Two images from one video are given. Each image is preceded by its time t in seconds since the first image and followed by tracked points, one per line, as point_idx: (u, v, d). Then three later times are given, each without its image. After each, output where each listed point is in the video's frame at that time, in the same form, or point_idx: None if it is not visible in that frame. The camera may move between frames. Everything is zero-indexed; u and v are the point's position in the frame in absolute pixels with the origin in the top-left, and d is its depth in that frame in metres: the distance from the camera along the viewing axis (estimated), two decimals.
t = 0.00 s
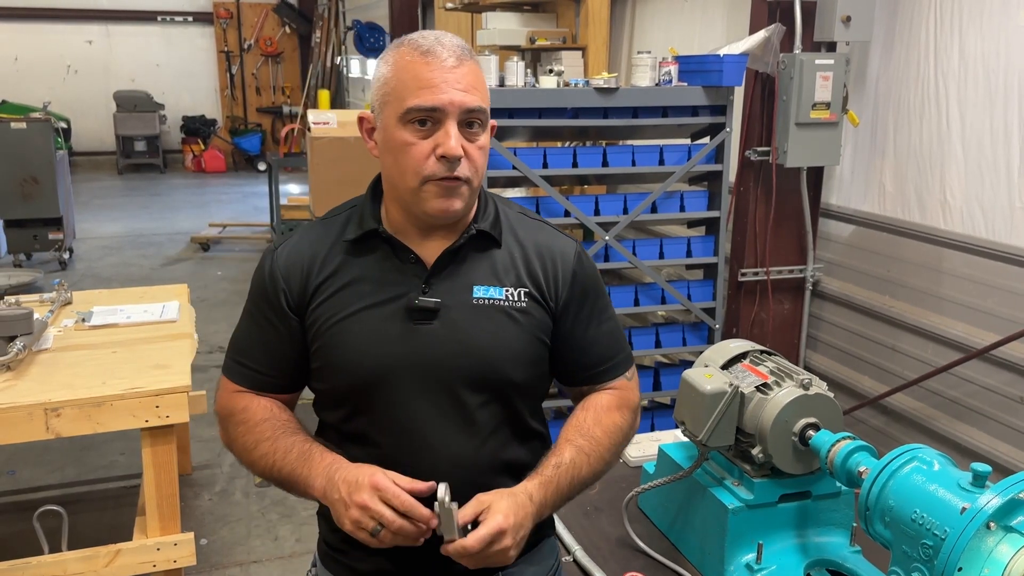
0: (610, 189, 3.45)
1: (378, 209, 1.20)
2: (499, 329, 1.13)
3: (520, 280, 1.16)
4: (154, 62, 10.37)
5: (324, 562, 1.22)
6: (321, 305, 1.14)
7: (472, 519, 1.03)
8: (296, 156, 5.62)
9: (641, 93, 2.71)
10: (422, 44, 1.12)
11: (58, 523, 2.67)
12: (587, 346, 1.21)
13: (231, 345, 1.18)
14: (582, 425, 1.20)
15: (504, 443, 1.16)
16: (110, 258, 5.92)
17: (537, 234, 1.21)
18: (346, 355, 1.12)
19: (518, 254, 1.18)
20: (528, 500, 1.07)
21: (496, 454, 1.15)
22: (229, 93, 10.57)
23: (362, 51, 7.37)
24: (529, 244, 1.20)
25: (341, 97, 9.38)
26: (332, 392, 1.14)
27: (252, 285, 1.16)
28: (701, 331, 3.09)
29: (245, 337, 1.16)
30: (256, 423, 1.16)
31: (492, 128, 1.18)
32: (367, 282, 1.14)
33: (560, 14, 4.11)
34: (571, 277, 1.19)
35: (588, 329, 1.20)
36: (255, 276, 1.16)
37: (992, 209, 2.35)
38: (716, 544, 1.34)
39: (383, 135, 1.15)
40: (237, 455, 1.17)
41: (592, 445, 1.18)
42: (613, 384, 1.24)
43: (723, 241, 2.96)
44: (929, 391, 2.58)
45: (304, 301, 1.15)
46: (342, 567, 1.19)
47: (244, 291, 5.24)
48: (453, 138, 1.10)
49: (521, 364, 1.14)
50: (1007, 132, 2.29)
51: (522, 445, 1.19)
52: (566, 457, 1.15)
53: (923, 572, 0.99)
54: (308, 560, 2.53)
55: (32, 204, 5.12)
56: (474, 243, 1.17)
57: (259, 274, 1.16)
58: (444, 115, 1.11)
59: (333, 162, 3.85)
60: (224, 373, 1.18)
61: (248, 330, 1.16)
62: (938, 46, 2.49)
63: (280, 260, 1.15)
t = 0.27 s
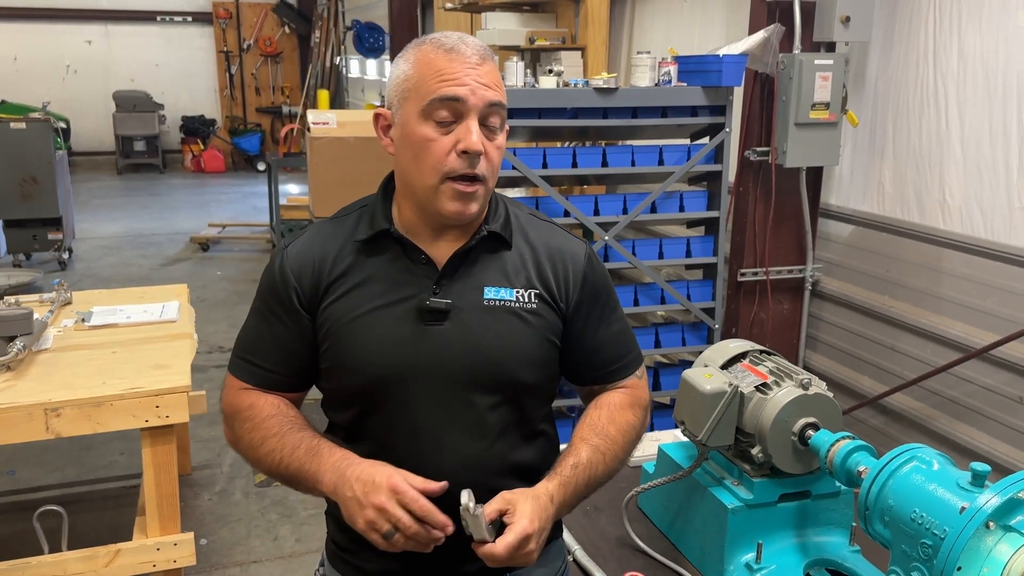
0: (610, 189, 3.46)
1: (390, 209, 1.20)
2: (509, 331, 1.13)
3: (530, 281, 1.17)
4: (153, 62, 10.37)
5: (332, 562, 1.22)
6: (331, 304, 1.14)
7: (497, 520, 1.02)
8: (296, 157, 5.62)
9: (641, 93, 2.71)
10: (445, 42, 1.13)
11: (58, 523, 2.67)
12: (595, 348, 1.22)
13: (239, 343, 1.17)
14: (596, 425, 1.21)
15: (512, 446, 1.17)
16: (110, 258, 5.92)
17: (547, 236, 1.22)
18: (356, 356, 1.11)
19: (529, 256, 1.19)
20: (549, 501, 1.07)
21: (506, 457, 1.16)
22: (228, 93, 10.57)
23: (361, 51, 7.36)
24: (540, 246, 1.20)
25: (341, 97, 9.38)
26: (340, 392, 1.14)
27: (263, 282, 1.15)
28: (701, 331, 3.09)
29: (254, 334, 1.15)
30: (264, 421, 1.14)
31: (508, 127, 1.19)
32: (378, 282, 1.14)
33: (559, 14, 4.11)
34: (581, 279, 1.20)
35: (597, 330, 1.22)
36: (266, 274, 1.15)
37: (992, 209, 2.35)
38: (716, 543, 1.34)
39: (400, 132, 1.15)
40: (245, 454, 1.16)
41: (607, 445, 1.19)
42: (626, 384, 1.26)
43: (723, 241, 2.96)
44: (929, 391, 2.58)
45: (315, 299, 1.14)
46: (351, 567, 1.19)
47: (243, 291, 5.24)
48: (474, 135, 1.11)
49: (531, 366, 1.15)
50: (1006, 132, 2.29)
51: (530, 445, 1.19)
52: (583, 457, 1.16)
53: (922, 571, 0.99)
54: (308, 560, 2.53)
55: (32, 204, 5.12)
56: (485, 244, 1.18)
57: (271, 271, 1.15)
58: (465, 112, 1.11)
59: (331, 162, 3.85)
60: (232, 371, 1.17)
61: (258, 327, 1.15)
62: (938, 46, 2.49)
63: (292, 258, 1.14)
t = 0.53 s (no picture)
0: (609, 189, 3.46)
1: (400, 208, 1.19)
2: (522, 329, 1.14)
3: (541, 280, 1.18)
4: (152, 62, 10.37)
5: (339, 563, 1.21)
6: (342, 304, 1.13)
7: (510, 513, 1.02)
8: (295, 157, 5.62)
9: (640, 93, 2.71)
10: (452, 42, 1.14)
11: (57, 523, 2.67)
12: (604, 346, 1.24)
13: (246, 343, 1.15)
14: (605, 420, 1.22)
15: (524, 447, 1.17)
16: (109, 258, 5.92)
17: (555, 236, 1.24)
18: (368, 355, 1.11)
19: (538, 255, 1.20)
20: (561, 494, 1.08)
21: (519, 455, 1.16)
22: (227, 93, 10.57)
23: (360, 51, 7.35)
24: (549, 246, 1.22)
25: (340, 97, 9.38)
26: (351, 393, 1.13)
27: (272, 282, 1.13)
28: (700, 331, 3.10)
29: (263, 334, 1.13)
30: (278, 420, 1.12)
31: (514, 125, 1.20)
32: (392, 282, 1.14)
33: (559, 14, 4.11)
34: (589, 277, 1.22)
35: (605, 327, 1.23)
36: (274, 274, 1.13)
37: (991, 209, 2.35)
38: (716, 543, 1.34)
39: (410, 132, 1.15)
40: (258, 454, 1.14)
41: (615, 441, 1.20)
42: (632, 380, 1.28)
43: (722, 241, 2.96)
44: (928, 391, 2.58)
45: (326, 299, 1.13)
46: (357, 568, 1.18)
47: (243, 291, 5.24)
48: (485, 132, 1.11)
49: (544, 364, 1.16)
50: (1005, 132, 2.29)
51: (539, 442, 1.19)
52: (593, 452, 1.17)
53: (922, 571, 0.99)
54: (308, 560, 2.53)
55: (31, 204, 5.12)
56: (496, 243, 1.19)
57: (280, 270, 1.13)
58: (475, 110, 1.12)
59: (330, 163, 3.85)
60: (240, 372, 1.14)
61: (267, 328, 1.13)
62: (937, 46, 2.49)
63: (305, 257, 1.13)
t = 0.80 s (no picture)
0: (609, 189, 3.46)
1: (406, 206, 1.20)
2: (530, 323, 1.14)
3: (549, 274, 1.17)
4: (151, 61, 10.36)
5: (343, 563, 1.20)
6: (348, 297, 1.14)
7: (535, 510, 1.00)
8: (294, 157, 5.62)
9: (638, 92, 2.72)
10: (416, 48, 1.14)
11: (56, 523, 2.67)
12: (616, 341, 1.23)
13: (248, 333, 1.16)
14: (619, 414, 1.21)
15: (533, 443, 1.16)
16: (107, 258, 5.91)
17: (563, 231, 1.23)
18: (375, 348, 1.11)
19: (545, 249, 1.20)
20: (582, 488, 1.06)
21: (526, 452, 1.15)
22: (226, 93, 10.56)
23: (359, 50, 7.35)
24: (557, 241, 1.21)
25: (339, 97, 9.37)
26: (358, 387, 1.13)
27: (280, 276, 1.16)
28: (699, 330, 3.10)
29: (266, 326, 1.14)
30: (255, 390, 1.09)
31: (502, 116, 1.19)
32: (399, 275, 1.14)
33: (558, 14, 4.11)
34: (597, 272, 1.21)
35: (615, 322, 1.23)
36: (283, 268, 1.16)
37: (990, 209, 2.35)
38: (714, 542, 1.34)
39: (399, 142, 1.15)
40: (235, 428, 1.11)
41: (632, 434, 1.19)
42: (646, 372, 1.27)
43: (721, 241, 2.96)
44: (927, 390, 2.58)
45: (332, 292, 1.15)
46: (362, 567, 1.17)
47: (241, 291, 5.24)
48: (471, 129, 1.11)
49: (553, 358, 1.15)
50: (1004, 131, 2.29)
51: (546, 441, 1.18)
52: (610, 446, 1.16)
53: (922, 570, 0.99)
54: (306, 560, 2.53)
55: (29, 204, 5.11)
56: (502, 238, 1.18)
57: (288, 266, 1.15)
58: (456, 109, 1.11)
59: (329, 162, 3.85)
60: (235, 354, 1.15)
61: (270, 321, 1.15)
62: (936, 45, 2.49)
63: (312, 252, 1.16)
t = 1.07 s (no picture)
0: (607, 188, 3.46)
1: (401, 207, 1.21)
2: (523, 322, 1.12)
3: (544, 273, 1.16)
4: (149, 61, 10.35)
5: (341, 560, 1.21)
6: (342, 297, 1.16)
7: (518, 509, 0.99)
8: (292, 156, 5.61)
9: (637, 91, 2.71)
10: (383, 56, 1.14)
11: (54, 523, 2.67)
12: (617, 340, 1.19)
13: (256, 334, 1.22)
14: (618, 416, 1.18)
15: (532, 441, 1.14)
16: (106, 258, 5.91)
17: (561, 228, 1.21)
18: (368, 347, 1.13)
19: (542, 247, 1.18)
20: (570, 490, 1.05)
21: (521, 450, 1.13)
22: (225, 93, 10.55)
23: (358, 50, 7.34)
24: (555, 239, 1.19)
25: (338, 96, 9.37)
26: (354, 384, 1.15)
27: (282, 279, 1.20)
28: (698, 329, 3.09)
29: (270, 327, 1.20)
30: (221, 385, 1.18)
31: (481, 110, 1.17)
32: (392, 273, 1.15)
33: (556, 13, 4.10)
34: (596, 269, 1.18)
35: (615, 320, 1.19)
36: (285, 272, 1.20)
37: (989, 208, 2.35)
38: (712, 541, 1.34)
39: (380, 153, 1.17)
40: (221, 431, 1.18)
41: (629, 438, 1.16)
42: (647, 376, 1.23)
43: (720, 240, 2.96)
44: (926, 389, 2.58)
45: (326, 292, 1.17)
46: (361, 564, 1.18)
47: (240, 291, 5.23)
48: (443, 133, 1.10)
49: (549, 357, 1.13)
50: (1002, 130, 2.29)
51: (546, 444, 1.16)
52: (604, 449, 1.14)
53: (921, 569, 0.99)
54: (305, 560, 2.53)
55: (27, 204, 5.10)
56: (496, 236, 1.18)
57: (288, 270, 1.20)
58: (426, 114, 1.11)
59: (327, 161, 3.85)
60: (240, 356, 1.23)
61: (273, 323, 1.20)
62: (935, 44, 2.49)
63: (308, 255, 1.19)
